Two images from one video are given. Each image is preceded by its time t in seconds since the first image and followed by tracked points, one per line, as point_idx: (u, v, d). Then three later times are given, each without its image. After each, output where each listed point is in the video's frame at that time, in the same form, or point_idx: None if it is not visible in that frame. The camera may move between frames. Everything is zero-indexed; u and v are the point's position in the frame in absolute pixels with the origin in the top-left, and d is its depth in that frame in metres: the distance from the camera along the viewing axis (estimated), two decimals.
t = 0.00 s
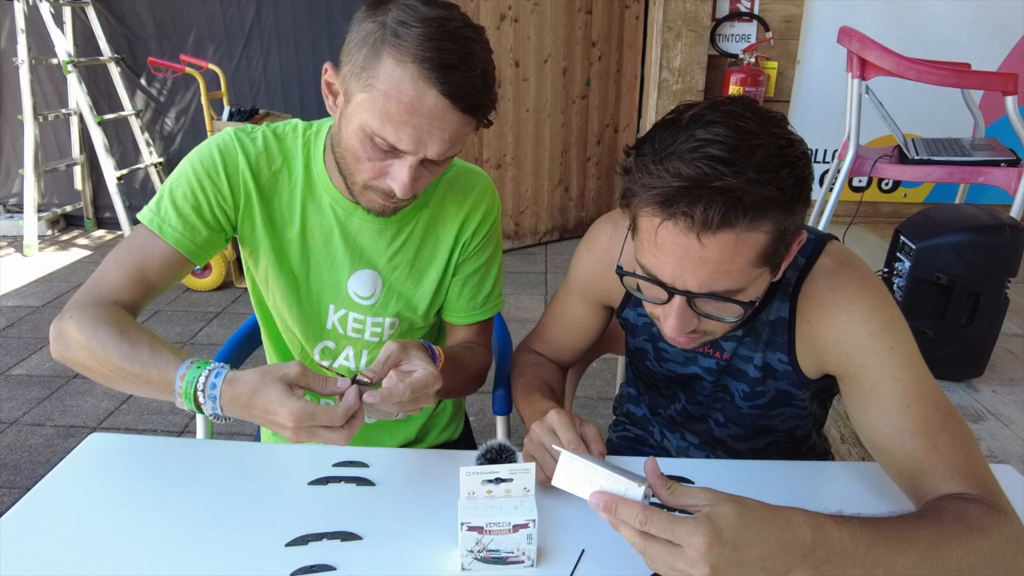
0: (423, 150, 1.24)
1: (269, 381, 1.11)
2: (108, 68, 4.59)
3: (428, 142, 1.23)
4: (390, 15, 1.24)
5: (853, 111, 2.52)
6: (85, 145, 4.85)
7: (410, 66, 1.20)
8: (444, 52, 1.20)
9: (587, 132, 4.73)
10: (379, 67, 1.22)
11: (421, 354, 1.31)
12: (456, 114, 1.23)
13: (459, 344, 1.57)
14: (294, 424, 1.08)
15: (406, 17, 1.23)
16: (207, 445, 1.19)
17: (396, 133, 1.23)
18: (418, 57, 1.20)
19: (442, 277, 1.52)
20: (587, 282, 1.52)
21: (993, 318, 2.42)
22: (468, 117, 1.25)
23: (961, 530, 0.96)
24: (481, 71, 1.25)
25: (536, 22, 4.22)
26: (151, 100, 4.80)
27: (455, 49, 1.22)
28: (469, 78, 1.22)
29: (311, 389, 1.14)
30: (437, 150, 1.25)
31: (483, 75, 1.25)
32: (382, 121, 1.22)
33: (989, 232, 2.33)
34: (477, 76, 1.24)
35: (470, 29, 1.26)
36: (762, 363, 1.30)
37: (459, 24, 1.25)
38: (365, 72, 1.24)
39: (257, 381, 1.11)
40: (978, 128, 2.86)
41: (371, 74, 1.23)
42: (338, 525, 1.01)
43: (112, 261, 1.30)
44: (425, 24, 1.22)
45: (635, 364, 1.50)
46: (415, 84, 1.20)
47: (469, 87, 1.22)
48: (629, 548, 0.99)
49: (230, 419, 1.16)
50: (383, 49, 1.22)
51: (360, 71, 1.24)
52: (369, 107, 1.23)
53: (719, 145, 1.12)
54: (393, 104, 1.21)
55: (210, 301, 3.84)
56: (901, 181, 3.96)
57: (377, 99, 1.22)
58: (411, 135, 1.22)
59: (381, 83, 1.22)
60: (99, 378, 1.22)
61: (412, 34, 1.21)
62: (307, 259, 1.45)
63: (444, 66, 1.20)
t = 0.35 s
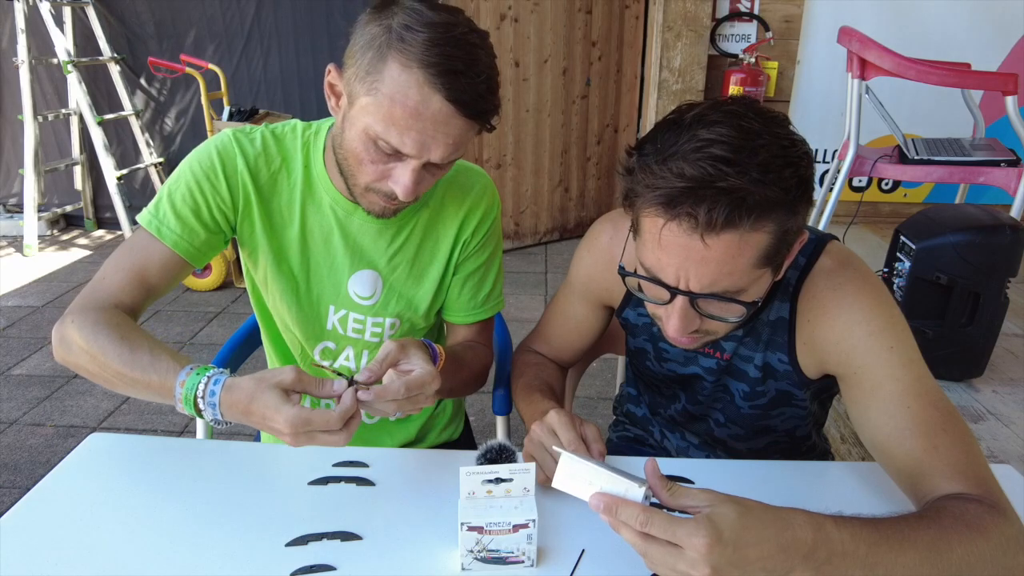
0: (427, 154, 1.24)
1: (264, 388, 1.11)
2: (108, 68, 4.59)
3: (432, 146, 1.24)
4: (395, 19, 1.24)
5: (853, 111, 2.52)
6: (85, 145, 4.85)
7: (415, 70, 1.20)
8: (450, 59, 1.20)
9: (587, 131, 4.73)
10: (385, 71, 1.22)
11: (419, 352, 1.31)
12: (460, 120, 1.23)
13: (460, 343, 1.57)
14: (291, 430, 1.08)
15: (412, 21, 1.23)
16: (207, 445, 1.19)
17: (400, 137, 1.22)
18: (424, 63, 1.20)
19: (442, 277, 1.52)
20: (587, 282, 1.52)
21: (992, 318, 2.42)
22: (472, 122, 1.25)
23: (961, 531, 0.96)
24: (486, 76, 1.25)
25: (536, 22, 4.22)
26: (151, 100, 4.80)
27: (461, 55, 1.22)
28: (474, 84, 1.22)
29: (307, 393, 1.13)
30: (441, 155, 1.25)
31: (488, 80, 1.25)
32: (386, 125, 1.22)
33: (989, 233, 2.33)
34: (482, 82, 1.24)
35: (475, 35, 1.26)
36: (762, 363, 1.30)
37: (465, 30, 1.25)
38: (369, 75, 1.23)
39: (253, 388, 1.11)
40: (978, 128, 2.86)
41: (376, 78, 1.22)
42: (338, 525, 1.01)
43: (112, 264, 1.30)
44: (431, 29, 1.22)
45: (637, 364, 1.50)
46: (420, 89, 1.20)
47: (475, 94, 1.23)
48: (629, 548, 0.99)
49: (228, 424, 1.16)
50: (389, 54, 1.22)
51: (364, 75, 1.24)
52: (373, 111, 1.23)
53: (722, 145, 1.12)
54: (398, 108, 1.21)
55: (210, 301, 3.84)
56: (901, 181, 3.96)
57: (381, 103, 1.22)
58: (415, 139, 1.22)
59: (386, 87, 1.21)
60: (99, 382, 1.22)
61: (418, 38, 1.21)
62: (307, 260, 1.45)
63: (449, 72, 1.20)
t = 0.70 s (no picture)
0: (428, 155, 1.24)
1: (263, 389, 1.11)
2: (108, 68, 4.59)
3: (433, 148, 1.24)
4: (397, 21, 1.24)
5: (853, 111, 2.52)
6: (85, 145, 4.85)
7: (417, 73, 1.20)
8: (452, 61, 1.20)
9: (587, 131, 4.73)
10: (386, 73, 1.22)
11: (420, 359, 1.30)
12: (461, 122, 1.23)
13: (461, 343, 1.57)
14: (289, 432, 1.07)
15: (414, 23, 1.23)
16: (207, 445, 1.18)
17: (401, 139, 1.22)
18: (426, 65, 1.20)
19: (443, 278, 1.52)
20: (587, 281, 1.52)
21: (992, 318, 2.42)
22: (473, 125, 1.25)
23: (962, 531, 0.96)
24: (488, 80, 1.25)
25: (536, 22, 4.22)
26: (151, 100, 4.80)
27: (463, 58, 1.22)
28: (476, 87, 1.22)
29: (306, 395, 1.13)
30: (442, 156, 1.25)
31: (490, 83, 1.25)
32: (387, 126, 1.22)
33: (989, 233, 2.33)
34: (484, 85, 1.24)
35: (477, 37, 1.26)
36: (762, 363, 1.30)
37: (467, 32, 1.25)
38: (371, 77, 1.23)
39: (252, 389, 1.12)
40: (978, 128, 2.86)
41: (378, 80, 1.22)
42: (338, 525, 1.01)
43: (111, 267, 1.30)
44: (433, 31, 1.22)
45: (637, 364, 1.50)
46: (422, 91, 1.20)
47: (476, 97, 1.23)
48: (629, 548, 0.99)
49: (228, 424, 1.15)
50: (390, 55, 1.22)
51: (366, 76, 1.24)
52: (374, 113, 1.23)
53: (723, 144, 1.12)
54: (399, 110, 1.21)
55: (210, 301, 3.84)
56: (901, 181, 3.96)
57: (383, 105, 1.22)
58: (417, 140, 1.22)
59: (388, 89, 1.21)
60: (101, 383, 1.22)
61: (420, 41, 1.21)
62: (306, 260, 1.45)
63: (451, 75, 1.20)
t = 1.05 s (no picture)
0: (422, 154, 1.24)
1: (267, 376, 1.11)
2: (108, 68, 4.59)
3: (427, 146, 1.24)
4: (390, 19, 1.24)
5: (853, 111, 2.52)
6: (85, 145, 4.85)
7: (411, 71, 1.20)
8: (445, 59, 1.20)
9: (587, 131, 4.73)
10: (380, 72, 1.22)
11: (416, 364, 1.29)
12: (455, 119, 1.23)
13: (460, 344, 1.57)
14: (282, 418, 1.07)
15: (407, 21, 1.23)
16: (207, 445, 1.18)
17: (395, 137, 1.23)
18: (419, 63, 1.20)
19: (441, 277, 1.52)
20: (589, 279, 1.52)
21: (992, 318, 2.42)
22: (469, 123, 1.25)
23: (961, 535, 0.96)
24: (482, 77, 1.25)
25: (536, 22, 4.22)
26: (151, 100, 4.80)
27: (456, 55, 1.22)
28: (470, 84, 1.22)
29: (307, 389, 1.14)
30: (436, 154, 1.25)
31: (484, 80, 1.25)
32: (381, 125, 1.22)
33: (989, 233, 2.33)
34: (478, 82, 1.24)
35: (472, 35, 1.26)
36: (766, 360, 1.30)
37: (461, 31, 1.25)
38: (364, 75, 1.23)
39: (255, 374, 1.12)
40: (978, 128, 2.85)
41: (371, 78, 1.22)
42: (338, 525, 1.01)
43: (110, 266, 1.30)
44: (426, 29, 1.22)
45: (638, 362, 1.50)
46: (415, 89, 1.20)
47: (470, 94, 1.22)
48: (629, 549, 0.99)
49: (227, 415, 1.14)
50: (384, 53, 1.22)
51: (359, 75, 1.24)
52: (368, 111, 1.23)
53: (718, 125, 1.12)
54: (393, 108, 1.21)
55: (210, 301, 3.84)
56: (901, 181, 3.96)
57: (377, 103, 1.22)
58: (411, 138, 1.22)
59: (381, 88, 1.21)
60: (101, 381, 1.22)
61: (413, 38, 1.21)
62: (305, 261, 1.45)
63: (444, 72, 1.20)
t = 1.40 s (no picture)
0: (417, 151, 1.24)
1: (259, 376, 1.11)
2: (108, 68, 4.59)
3: (422, 143, 1.23)
4: (385, 17, 1.24)
5: (853, 111, 2.52)
6: (85, 145, 4.85)
7: (405, 69, 1.20)
8: (439, 57, 1.20)
9: (587, 131, 4.73)
10: (374, 69, 1.21)
11: (416, 363, 1.27)
12: (450, 117, 1.23)
13: (458, 343, 1.57)
14: (276, 418, 1.08)
15: (402, 20, 1.23)
16: (208, 445, 1.18)
17: (390, 135, 1.22)
18: (413, 60, 1.20)
19: (439, 276, 1.52)
20: (603, 264, 1.52)
21: (993, 318, 2.42)
22: (463, 120, 1.25)
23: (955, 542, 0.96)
24: (476, 74, 1.25)
25: (536, 22, 4.22)
26: (151, 100, 4.80)
27: (450, 53, 1.22)
28: (464, 82, 1.22)
29: (301, 388, 1.14)
30: (431, 152, 1.25)
31: (478, 78, 1.25)
32: (376, 123, 1.22)
33: (989, 233, 2.34)
34: (472, 80, 1.24)
35: (466, 32, 1.26)
36: (780, 350, 1.31)
37: (454, 28, 1.25)
38: (358, 73, 1.23)
39: (248, 374, 1.12)
40: (978, 128, 2.85)
41: (365, 76, 1.22)
42: (338, 525, 1.01)
43: (107, 266, 1.30)
44: (420, 27, 1.22)
45: (644, 352, 1.50)
46: (409, 86, 1.20)
47: (463, 91, 1.22)
48: (628, 550, 0.99)
49: (221, 416, 1.15)
50: (377, 51, 1.22)
51: (354, 73, 1.24)
52: (363, 109, 1.23)
53: (730, 75, 1.20)
54: (387, 106, 1.21)
55: (210, 301, 3.84)
56: (901, 181, 3.96)
57: (371, 101, 1.22)
58: (405, 136, 1.22)
59: (375, 85, 1.21)
60: (96, 381, 1.22)
61: (407, 36, 1.21)
62: (303, 261, 1.45)
63: (438, 70, 1.20)
